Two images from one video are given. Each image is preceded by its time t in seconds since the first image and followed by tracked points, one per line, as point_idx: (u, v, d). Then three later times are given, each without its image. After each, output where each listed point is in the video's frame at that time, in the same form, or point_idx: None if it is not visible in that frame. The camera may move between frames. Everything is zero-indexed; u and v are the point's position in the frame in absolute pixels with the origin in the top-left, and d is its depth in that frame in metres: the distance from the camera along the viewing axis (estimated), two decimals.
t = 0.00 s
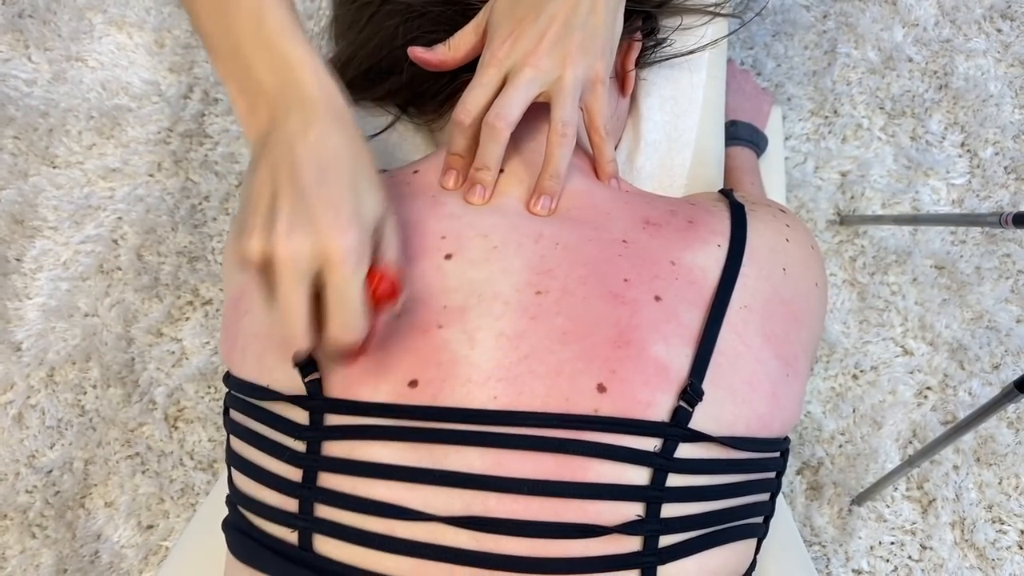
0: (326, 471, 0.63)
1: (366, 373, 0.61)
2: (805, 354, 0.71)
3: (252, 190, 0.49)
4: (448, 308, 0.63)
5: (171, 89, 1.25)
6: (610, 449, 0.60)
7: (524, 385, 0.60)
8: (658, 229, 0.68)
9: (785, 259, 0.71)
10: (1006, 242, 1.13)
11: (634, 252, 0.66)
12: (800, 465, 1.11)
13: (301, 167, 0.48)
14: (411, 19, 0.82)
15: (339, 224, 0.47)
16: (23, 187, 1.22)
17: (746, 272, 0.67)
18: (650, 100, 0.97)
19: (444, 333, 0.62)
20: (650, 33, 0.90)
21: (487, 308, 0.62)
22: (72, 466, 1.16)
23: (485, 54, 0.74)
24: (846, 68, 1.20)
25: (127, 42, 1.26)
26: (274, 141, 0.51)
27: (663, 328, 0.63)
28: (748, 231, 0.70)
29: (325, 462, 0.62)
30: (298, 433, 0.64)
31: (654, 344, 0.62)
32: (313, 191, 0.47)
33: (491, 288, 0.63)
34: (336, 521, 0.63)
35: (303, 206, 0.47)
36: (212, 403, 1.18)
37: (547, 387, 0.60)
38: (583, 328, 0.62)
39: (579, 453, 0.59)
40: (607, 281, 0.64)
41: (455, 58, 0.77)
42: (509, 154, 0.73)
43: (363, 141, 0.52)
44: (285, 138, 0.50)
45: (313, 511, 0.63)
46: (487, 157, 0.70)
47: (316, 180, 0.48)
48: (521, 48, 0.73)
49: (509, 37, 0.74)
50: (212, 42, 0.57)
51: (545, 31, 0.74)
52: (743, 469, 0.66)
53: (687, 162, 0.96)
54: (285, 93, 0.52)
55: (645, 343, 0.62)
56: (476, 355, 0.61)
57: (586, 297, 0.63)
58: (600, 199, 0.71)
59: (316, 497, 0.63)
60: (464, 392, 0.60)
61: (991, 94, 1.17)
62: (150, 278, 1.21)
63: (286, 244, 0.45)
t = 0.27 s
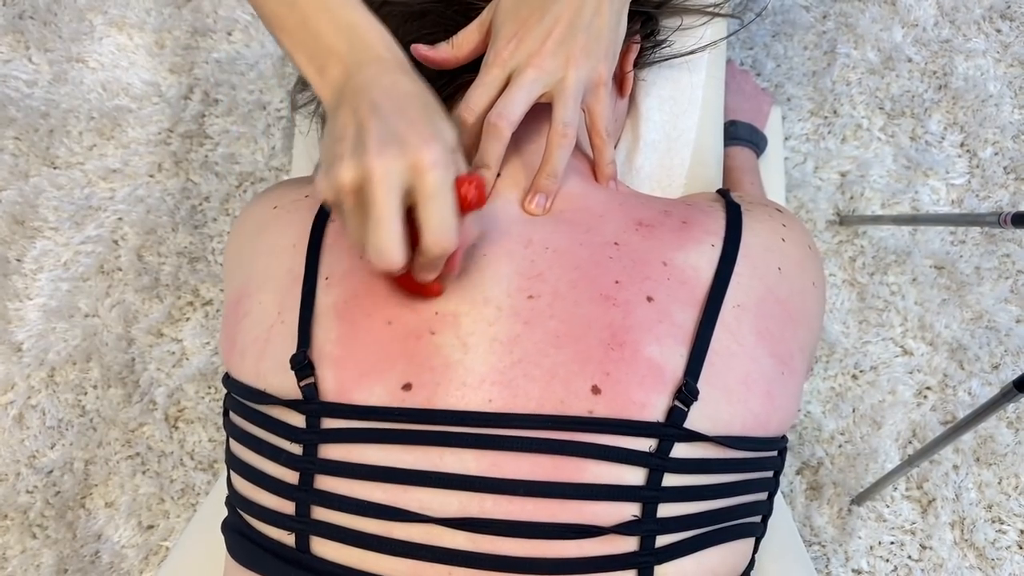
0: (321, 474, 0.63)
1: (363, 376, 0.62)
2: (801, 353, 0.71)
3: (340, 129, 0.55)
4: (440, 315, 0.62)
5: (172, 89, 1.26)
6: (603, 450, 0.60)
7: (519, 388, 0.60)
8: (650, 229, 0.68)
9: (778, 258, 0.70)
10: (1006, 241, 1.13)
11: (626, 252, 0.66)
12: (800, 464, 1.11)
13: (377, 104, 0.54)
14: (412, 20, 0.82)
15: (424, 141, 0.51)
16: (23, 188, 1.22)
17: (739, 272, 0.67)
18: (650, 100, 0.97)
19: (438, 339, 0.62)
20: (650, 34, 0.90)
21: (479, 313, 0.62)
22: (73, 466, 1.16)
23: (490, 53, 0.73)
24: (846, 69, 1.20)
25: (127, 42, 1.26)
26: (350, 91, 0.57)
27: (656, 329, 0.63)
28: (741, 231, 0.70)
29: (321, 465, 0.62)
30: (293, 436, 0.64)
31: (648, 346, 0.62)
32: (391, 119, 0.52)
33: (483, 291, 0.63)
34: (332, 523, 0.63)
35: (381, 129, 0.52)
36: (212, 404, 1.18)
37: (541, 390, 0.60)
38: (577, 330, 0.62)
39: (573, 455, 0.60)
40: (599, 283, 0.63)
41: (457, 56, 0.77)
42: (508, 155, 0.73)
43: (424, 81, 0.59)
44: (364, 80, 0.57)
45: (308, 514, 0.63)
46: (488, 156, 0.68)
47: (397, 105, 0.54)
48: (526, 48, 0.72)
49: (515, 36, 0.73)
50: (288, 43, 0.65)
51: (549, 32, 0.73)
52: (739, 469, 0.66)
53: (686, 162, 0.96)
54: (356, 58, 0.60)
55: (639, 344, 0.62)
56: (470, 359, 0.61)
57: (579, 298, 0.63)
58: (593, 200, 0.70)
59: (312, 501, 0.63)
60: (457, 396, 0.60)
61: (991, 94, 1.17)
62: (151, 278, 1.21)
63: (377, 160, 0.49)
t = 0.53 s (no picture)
0: (326, 468, 0.63)
1: (368, 366, 0.62)
2: (803, 356, 0.71)
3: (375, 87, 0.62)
4: (450, 298, 0.63)
5: (172, 91, 1.26)
6: (608, 446, 0.60)
7: (524, 379, 0.60)
8: (657, 229, 0.68)
9: (783, 260, 0.71)
10: (1005, 242, 1.13)
11: (634, 250, 0.66)
12: (799, 465, 1.11)
13: (405, 65, 0.61)
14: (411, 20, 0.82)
15: (455, 110, 0.58)
16: (24, 189, 1.22)
17: (746, 273, 0.67)
18: (649, 101, 0.98)
19: (446, 323, 0.63)
20: (650, 34, 0.90)
21: (488, 300, 0.63)
22: (73, 467, 1.16)
23: (489, 50, 0.73)
24: (845, 70, 1.20)
25: (127, 44, 1.26)
26: (372, 52, 0.64)
27: (662, 326, 0.63)
28: (747, 232, 0.70)
29: (326, 461, 0.63)
30: (299, 430, 0.64)
31: (654, 342, 0.62)
32: (421, 81, 0.60)
33: (492, 278, 0.64)
34: (337, 518, 0.63)
35: (417, 92, 0.59)
36: (213, 404, 1.19)
37: (546, 381, 0.60)
38: (584, 325, 0.62)
39: (578, 450, 0.60)
40: (607, 277, 0.64)
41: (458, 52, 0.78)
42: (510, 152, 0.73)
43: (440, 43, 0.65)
44: (387, 42, 0.63)
45: (313, 509, 0.63)
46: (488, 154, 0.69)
47: (426, 69, 0.61)
48: (526, 44, 0.72)
49: (514, 33, 0.72)
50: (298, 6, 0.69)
51: (550, 28, 0.73)
52: (742, 468, 0.66)
53: (685, 162, 0.97)
54: (374, 17, 0.65)
55: (645, 340, 0.62)
56: (478, 347, 0.61)
57: (586, 291, 0.63)
58: (600, 199, 0.71)
59: (317, 496, 0.63)
60: (463, 384, 0.61)
61: (990, 95, 1.17)
62: (151, 279, 1.21)
63: (413, 130, 0.57)
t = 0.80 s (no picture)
0: (324, 473, 0.63)
1: (364, 376, 0.62)
2: (802, 355, 0.71)
3: (276, 160, 0.53)
4: (446, 311, 0.63)
5: (173, 91, 1.26)
6: (605, 448, 0.60)
7: (523, 386, 0.60)
8: (654, 230, 0.68)
9: (780, 259, 0.71)
10: (1005, 242, 1.13)
11: (630, 253, 0.66)
12: (799, 465, 1.11)
13: (317, 141, 0.52)
14: (411, 21, 0.82)
15: (340, 193, 0.48)
16: (26, 189, 1.23)
17: (742, 273, 0.68)
18: (649, 102, 0.98)
19: (443, 336, 0.62)
20: (650, 36, 0.91)
21: (484, 310, 0.63)
22: (74, 467, 1.16)
23: (491, 55, 0.74)
24: (845, 70, 1.20)
25: (129, 44, 1.27)
26: (295, 117, 0.55)
27: (659, 330, 0.63)
28: (744, 232, 0.71)
29: (324, 465, 0.63)
30: (297, 435, 0.64)
31: (652, 346, 0.62)
32: (321, 156, 0.51)
33: (489, 288, 0.64)
34: (334, 522, 0.63)
35: (310, 171, 0.50)
36: (214, 405, 1.19)
37: (544, 388, 0.60)
38: (581, 330, 0.62)
39: (576, 453, 0.60)
40: (605, 282, 0.64)
41: (459, 58, 0.77)
42: (511, 155, 0.74)
43: (373, 115, 0.56)
44: (310, 110, 0.55)
45: (310, 513, 0.64)
46: (488, 158, 0.71)
47: (340, 144, 0.52)
48: (528, 52, 0.73)
49: (517, 40, 0.73)
50: (243, 42, 0.62)
51: (551, 37, 0.74)
52: (739, 469, 0.66)
53: (684, 162, 0.97)
54: (306, 79, 0.58)
55: (643, 344, 0.62)
56: (475, 357, 0.61)
57: (583, 298, 0.63)
58: (597, 201, 0.71)
59: (314, 500, 0.63)
60: (460, 394, 0.60)
61: (990, 96, 1.18)
62: (152, 279, 1.21)
63: (292, 208, 0.48)
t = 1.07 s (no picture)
0: (326, 472, 0.63)
1: (363, 377, 0.62)
2: (801, 352, 0.72)
3: (310, 131, 0.59)
4: (443, 315, 0.63)
5: (176, 92, 1.27)
6: (605, 446, 0.60)
7: (521, 387, 0.61)
8: (650, 229, 0.68)
9: (778, 256, 0.71)
10: (1005, 242, 1.14)
11: (626, 251, 0.66)
12: (800, 464, 1.11)
13: (340, 108, 0.58)
14: (411, 22, 0.82)
15: (369, 147, 0.53)
16: (28, 189, 1.23)
17: (740, 270, 0.68)
18: (650, 100, 0.98)
19: (441, 338, 0.62)
20: (650, 37, 0.91)
21: (483, 313, 0.63)
22: (77, 466, 1.17)
23: (491, 55, 0.73)
24: (846, 70, 1.21)
25: (131, 45, 1.27)
26: (321, 93, 0.61)
27: (657, 328, 0.63)
28: (742, 229, 0.71)
29: (326, 464, 0.63)
30: (299, 434, 0.64)
31: (649, 345, 0.62)
32: (350, 123, 0.56)
33: (485, 292, 0.64)
34: (337, 521, 0.63)
35: (342, 129, 0.56)
36: (216, 404, 1.19)
37: (542, 389, 0.61)
38: (578, 328, 0.62)
39: (576, 452, 0.60)
40: (599, 282, 0.64)
41: (457, 57, 0.77)
42: (508, 153, 0.74)
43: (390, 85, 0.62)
44: (334, 81, 0.61)
45: (313, 511, 0.64)
46: (484, 158, 0.71)
47: (361, 110, 0.58)
48: (526, 53, 0.73)
49: (515, 41, 0.73)
50: (269, 43, 0.69)
51: (550, 38, 0.74)
52: (739, 466, 0.66)
53: (685, 162, 0.97)
54: (327, 59, 0.64)
55: (640, 342, 0.62)
56: (473, 358, 0.61)
57: (580, 297, 0.63)
58: (593, 201, 0.71)
59: (316, 498, 0.63)
60: (460, 394, 0.61)
61: (991, 96, 1.18)
62: (155, 279, 1.22)
63: (326, 170, 0.53)
